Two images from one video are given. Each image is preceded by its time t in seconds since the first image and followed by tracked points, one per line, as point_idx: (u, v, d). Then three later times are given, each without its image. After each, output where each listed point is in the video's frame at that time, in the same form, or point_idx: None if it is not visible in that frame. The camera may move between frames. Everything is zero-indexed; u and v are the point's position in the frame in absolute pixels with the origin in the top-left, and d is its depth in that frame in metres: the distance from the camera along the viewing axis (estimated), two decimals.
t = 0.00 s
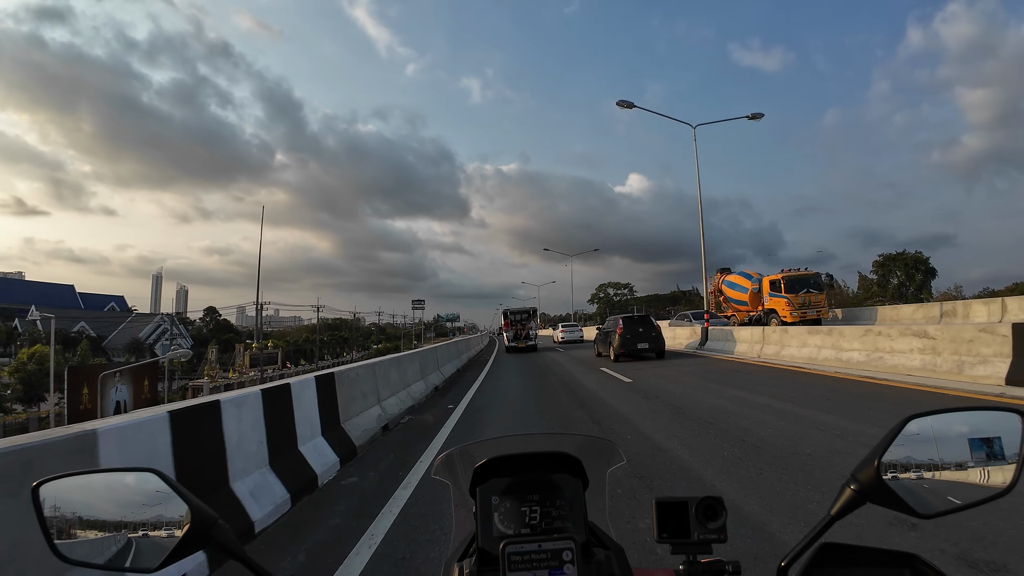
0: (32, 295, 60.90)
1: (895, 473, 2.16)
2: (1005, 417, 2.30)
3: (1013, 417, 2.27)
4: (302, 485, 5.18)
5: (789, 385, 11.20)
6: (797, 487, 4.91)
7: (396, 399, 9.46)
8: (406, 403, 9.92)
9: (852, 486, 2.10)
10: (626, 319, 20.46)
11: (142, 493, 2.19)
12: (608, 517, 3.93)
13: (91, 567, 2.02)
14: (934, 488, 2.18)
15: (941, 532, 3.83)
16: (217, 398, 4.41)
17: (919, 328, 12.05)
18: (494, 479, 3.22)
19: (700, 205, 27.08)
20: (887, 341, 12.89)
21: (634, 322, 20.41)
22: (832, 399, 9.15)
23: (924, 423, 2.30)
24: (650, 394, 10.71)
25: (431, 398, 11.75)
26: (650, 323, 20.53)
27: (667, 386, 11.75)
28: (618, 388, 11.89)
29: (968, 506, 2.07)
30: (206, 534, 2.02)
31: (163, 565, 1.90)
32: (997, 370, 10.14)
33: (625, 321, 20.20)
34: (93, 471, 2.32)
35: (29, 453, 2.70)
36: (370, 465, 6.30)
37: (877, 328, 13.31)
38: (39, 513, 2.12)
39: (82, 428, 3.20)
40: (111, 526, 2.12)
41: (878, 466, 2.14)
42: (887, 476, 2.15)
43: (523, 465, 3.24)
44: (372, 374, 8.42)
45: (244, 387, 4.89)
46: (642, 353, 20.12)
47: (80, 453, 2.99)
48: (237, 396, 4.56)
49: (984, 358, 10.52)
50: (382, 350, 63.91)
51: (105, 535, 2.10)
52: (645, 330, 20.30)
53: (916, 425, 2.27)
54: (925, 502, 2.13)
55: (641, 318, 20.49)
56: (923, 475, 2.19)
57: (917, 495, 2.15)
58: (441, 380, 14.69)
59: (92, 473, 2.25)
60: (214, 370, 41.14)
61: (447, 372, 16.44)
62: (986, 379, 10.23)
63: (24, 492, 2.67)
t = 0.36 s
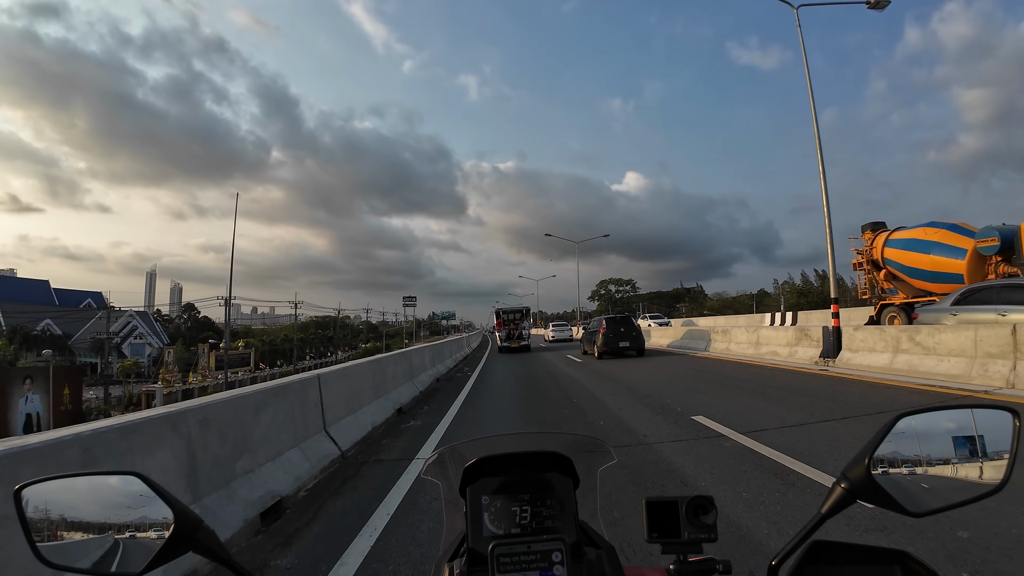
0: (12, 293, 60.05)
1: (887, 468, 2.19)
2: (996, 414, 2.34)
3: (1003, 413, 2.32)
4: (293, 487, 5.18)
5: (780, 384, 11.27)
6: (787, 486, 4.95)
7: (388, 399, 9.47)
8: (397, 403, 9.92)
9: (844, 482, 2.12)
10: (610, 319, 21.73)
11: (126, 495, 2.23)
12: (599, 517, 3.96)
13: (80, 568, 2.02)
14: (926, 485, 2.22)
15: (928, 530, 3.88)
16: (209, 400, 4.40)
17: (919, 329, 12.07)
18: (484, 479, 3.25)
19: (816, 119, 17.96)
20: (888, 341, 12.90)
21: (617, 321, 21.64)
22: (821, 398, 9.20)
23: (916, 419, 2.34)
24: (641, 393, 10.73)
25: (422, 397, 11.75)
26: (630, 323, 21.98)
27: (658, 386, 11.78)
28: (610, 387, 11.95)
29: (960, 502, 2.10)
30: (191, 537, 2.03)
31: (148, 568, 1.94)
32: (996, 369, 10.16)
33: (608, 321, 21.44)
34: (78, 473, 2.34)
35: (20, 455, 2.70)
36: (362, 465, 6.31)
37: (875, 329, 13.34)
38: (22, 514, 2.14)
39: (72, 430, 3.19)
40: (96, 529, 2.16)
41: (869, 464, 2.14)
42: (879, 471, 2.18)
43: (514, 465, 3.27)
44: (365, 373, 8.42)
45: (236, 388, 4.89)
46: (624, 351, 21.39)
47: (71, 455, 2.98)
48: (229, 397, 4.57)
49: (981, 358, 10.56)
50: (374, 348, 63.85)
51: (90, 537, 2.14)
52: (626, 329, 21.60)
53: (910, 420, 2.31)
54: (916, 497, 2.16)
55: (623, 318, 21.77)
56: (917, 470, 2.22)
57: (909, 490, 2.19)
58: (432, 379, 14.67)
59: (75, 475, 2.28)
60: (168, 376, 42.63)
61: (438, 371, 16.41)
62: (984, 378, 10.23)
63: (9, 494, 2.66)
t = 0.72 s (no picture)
0: (10, 292, 60.42)
1: (886, 462, 2.19)
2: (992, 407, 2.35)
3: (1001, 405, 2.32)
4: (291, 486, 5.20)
5: (779, 381, 11.26)
6: (788, 479, 4.93)
7: (387, 397, 9.48)
8: (395, 402, 9.95)
9: (843, 472, 2.13)
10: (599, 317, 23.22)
11: (121, 494, 2.25)
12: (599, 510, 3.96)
13: (78, 564, 2.01)
14: (924, 479, 2.22)
15: (925, 522, 3.87)
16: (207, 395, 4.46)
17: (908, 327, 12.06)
18: (484, 472, 3.26)
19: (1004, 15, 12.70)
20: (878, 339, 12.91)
21: (606, 320, 23.11)
22: (819, 394, 9.17)
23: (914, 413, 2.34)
24: (641, 390, 10.73)
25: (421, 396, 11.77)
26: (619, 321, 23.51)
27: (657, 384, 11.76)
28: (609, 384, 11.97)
29: (955, 493, 2.11)
30: (190, 529, 2.06)
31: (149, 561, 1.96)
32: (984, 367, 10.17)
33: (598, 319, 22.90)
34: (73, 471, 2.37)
35: (19, 450, 2.75)
36: (361, 463, 6.33)
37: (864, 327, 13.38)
38: (20, 511, 2.15)
39: (70, 426, 3.24)
40: (92, 527, 2.14)
41: (869, 455, 2.14)
42: (879, 465, 2.18)
43: (513, 458, 3.28)
44: (363, 370, 8.44)
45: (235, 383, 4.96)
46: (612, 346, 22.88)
47: (67, 449, 3.03)
48: (227, 392, 4.64)
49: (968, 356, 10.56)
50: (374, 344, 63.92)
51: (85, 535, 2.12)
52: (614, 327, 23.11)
53: (904, 415, 2.30)
54: (913, 489, 2.17)
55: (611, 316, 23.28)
56: (916, 465, 2.22)
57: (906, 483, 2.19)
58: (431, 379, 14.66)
59: (69, 472, 2.30)
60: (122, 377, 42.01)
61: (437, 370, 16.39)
62: (977, 372, 10.19)
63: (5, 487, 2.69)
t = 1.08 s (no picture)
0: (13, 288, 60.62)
1: (886, 467, 2.16)
2: (994, 411, 2.29)
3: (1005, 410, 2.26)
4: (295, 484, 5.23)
5: (785, 380, 11.18)
6: (793, 481, 4.88)
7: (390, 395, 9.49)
8: (399, 400, 9.97)
9: (846, 476, 2.10)
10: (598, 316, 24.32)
11: (122, 489, 2.26)
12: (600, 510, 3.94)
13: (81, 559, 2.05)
14: (925, 483, 2.18)
15: (930, 525, 3.83)
16: (211, 395, 4.48)
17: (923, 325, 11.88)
18: (487, 471, 3.25)
19: None
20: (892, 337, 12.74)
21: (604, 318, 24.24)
22: (825, 393, 9.10)
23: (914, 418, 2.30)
24: (646, 389, 10.70)
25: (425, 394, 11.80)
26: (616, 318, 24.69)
27: (661, 381, 11.73)
28: (613, 382, 11.94)
29: (956, 499, 2.07)
30: (196, 526, 2.06)
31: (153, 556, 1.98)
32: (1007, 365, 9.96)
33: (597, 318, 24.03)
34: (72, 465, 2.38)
35: (25, 451, 2.77)
36: (364, 462, 6.34)
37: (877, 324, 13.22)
38: (26, 510, 2.16)
39: (76, 426, 3.27)
40: (93, 522, 2.18)
41: (872, 459, 2.12)
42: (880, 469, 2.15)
43: (515, 457, 3.26)
44: (366, 368, 8.46)
45: (238, 382, 4.98)
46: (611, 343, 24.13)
47: (75, 449, 3.06)
48: (230, 392, 4.66)
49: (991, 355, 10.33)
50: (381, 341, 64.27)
51: (85, 529, 2.16)
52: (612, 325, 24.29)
53: (904, 421, 2.26)
54: (915, 494, 2.13)
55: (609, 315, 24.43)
56: (913, 471, 2.17)
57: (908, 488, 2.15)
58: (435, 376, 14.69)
59: (68, 467, 2.31)
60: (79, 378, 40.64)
61: (440, 367, 16.43)
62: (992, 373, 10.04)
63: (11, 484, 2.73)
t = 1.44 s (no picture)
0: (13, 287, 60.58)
1: (887, 465, 2.14)
2: (996, 408, 2.27)
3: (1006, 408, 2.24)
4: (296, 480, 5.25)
5: (789, 376, 11.12)
6: (796, 476, 4.84)
7: (393, 392, 9.51)
8: (403, 396, 9.99)
9: (844, 472, 2.08)
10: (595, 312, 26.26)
11: (120, 486, 2.28)
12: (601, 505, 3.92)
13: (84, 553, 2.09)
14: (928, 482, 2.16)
15: (935, 522, 3.79)
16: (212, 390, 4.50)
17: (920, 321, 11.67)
18: (488, 467, 3.23)
19: None
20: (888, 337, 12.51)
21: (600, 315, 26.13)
22: (830, 390, 9.04)
23: (913, 417, 2.27)
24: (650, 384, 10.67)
25: (428, 391, 11.80)
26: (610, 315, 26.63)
27: (665, 378, 11.67)
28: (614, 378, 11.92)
29: (958, 496, 2.05)
30: (196, 518, 2.08)
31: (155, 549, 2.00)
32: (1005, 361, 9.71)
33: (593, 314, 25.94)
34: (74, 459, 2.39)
35: (28, 444, 2.79)
36: (366, 459, 6.36)
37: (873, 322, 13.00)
38: (29, 507, 2.18)
39: (79, 420, 3.29)
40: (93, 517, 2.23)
41: (871, 456, 2.09)
42: (881, 468, 2.12)
43: (515, 453, 3.25)
44: (369, 365, 8.48)
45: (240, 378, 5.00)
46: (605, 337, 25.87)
47: (80, 442, 3.08)
48: (232, 387, 4.68)
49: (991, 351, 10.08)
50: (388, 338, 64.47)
51: (86, 526, 2.18)
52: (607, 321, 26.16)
53: (903, 420, 2.23)
54: (915, 492, 2.11)
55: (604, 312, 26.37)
56: (913, 469, 2.16)
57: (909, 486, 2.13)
58: (438, 373, 14.68)
59: (69, 462, 2.32)
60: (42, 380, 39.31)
61: (444, 364, 16.44)
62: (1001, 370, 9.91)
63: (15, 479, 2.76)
